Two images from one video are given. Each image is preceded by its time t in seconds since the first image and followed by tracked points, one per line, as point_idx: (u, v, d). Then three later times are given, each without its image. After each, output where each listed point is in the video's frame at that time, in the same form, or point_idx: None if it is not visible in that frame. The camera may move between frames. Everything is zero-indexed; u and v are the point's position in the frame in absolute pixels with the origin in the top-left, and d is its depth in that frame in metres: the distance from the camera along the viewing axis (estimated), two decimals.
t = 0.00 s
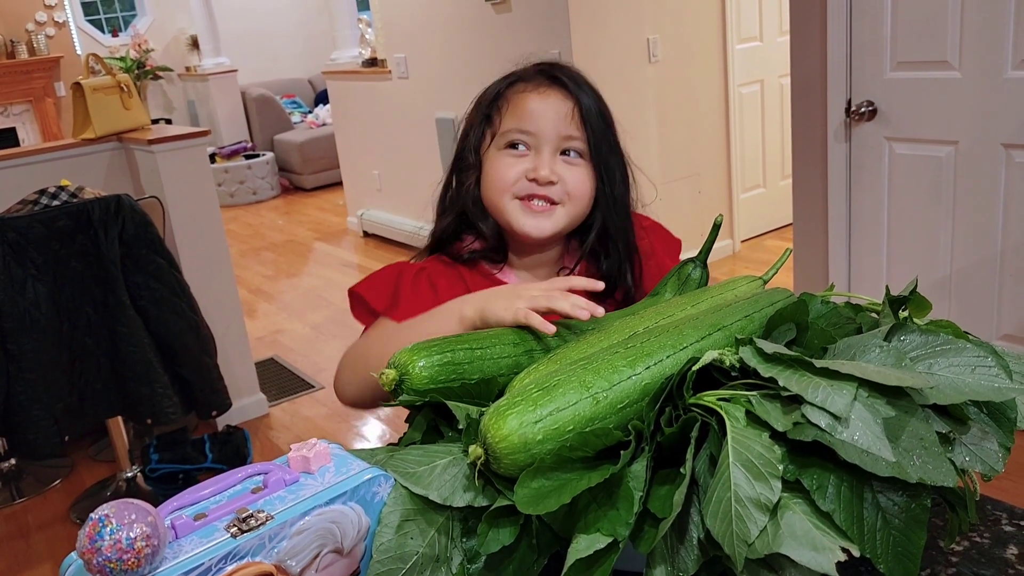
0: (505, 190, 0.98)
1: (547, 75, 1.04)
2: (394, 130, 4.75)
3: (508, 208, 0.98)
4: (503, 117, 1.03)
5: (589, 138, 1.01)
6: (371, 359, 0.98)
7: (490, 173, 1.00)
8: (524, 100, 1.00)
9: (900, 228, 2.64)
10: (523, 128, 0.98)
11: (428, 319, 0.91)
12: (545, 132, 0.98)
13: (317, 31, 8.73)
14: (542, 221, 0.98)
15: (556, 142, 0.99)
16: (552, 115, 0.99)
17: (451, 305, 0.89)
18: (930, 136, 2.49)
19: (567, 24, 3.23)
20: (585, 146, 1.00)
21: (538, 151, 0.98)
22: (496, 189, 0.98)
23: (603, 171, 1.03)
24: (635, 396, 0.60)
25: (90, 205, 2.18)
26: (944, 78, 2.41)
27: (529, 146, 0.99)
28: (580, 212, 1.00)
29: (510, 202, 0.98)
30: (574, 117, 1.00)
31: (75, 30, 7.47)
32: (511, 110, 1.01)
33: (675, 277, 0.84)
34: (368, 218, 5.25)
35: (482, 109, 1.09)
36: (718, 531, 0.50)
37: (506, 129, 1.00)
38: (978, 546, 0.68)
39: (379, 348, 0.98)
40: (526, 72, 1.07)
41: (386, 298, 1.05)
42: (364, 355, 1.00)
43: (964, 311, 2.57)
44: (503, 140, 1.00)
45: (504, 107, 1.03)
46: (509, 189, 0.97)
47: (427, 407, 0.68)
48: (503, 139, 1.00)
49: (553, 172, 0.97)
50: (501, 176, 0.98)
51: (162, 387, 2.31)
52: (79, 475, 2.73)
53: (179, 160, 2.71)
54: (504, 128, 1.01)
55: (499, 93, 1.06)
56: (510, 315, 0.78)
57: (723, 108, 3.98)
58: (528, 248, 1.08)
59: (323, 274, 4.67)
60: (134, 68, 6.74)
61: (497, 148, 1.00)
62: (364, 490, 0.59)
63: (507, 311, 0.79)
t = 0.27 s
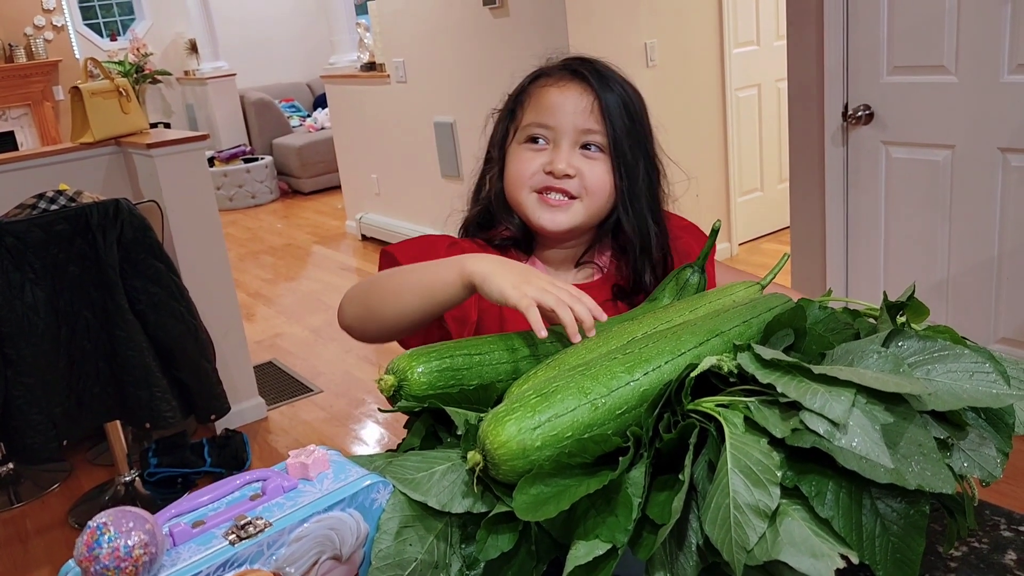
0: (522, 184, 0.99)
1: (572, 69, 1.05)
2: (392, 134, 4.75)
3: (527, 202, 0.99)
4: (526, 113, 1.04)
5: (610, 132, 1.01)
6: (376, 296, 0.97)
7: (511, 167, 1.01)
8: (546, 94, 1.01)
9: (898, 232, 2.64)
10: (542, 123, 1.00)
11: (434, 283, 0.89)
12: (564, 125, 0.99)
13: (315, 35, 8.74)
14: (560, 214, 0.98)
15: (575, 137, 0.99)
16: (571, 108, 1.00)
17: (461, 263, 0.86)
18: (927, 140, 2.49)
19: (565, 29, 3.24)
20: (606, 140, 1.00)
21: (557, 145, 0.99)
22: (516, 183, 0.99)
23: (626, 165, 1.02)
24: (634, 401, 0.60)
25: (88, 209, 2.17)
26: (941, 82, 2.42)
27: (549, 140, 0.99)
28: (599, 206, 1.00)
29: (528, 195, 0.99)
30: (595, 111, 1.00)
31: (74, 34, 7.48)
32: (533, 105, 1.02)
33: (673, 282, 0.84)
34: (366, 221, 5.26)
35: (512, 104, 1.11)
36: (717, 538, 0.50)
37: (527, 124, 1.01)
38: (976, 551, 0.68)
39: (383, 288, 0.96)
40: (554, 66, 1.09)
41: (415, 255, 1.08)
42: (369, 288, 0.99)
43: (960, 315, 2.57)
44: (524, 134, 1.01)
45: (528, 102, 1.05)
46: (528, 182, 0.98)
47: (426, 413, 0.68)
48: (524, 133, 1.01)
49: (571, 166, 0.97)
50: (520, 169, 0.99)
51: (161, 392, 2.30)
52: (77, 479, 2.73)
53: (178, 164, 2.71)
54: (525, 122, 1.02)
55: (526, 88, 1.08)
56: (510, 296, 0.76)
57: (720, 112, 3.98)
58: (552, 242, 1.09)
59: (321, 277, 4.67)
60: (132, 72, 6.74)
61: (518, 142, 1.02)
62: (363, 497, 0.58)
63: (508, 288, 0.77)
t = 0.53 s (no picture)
0: (546, 193, 0.98)
1: (603, 74, 1.03)
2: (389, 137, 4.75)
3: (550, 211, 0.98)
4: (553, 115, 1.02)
5: (637, 144, 0.99)
6: (421, 243, 0.90)
7: (535, 173, 0.99)
8: (576, 100, 0.99)
9: (895, 234, 2.65)
10: (571, 129, 0.97)
11: (490, 241, 0.83)
12: (593, 134, 0.97)
13: (312, 38, 8.74)
14: (583, 225, 0.98)
15: (603, 146, 0.98)
16: (603, 117, 0.97)
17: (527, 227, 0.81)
18: (924, 143, 2.50)
19: (563, 32, 3.25)
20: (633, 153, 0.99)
21: (584, 155, 0.97)
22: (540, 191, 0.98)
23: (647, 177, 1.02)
24: (632, 408, 0.60)
25: (85, 213, 2.17)
26: (938, 85, 2.42)
27: (576, 149, 0.98)
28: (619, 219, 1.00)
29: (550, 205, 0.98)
30: (625, 121, 0.98)
31: (70, 37, 7.48)
32: (562, 109, 1.00)
33: (671, 287, 0.84)
34: (363, 224, 5.25)
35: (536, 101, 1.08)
36: (716, 546, 0.50)
37: (555, 128, 0.99)
38: (976, 557, 0.68)
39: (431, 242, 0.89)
40: (583, 68, 1.06)
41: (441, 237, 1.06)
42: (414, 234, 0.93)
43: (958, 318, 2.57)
44: (550, 138, 0.99)
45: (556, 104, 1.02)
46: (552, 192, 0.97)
47: (423, 419, 0.68)
48: (551, 137, 0.99)
49: (597, 179, 0.96)
50: (547, 179, 0.98)
51: (158, 396, 2.30)
52: (74, 483, 2.72)
53: (175, 167, 2.71)
54: (552, 126, 0.99)
55: (552, 87, 1.05)
56: (586, 264, 0.75)
57: (718, 114, 3.98)
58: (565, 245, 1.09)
59: (319, 280, 4.66)
60: (129, 75, 6.74)
61: (544, 147, 0.99)
62: (360, 505, 0.58)
63: (583, 255, 0.76)
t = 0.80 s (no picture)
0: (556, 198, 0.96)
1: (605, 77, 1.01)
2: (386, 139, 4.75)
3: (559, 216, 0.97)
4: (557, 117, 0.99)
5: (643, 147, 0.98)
6: (464, 249, 0.84)
7: (541, 178, 0.98)
8: (580, 103, 0.97)
9: (890, 236, 2.65)
10: (578, 133, 0.95)
11: (539, 250, 0.79)
12: (601, 137, 0.95)
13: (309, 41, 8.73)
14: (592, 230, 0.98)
15: (611, 150, 0.95)
16: (611, 121, 0.95)
17: (575, 240, 0.78)
18: (918, 144, 2.50)
19: (558, 34, 3.25)
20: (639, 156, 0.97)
21: (592, 159, 0.95)
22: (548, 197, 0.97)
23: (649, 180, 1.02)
24: (627, 407, 0.60)
25: (81, 215, 2.17)
26: (933, 86, 2.43)
27: (583, 152, 0.96)
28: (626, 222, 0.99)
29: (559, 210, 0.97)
30: (631, 124, 0.97)
31: (66, 40, 7.47)
32: (566, 113, 0.98)
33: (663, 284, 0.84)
34: (360, 226, 5.25)
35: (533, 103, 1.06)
36: (711, 544, 0.50)
37: (560, 131, 0.97)
38: (971, 556, 0.68)
39: (470, 252, 0.83)
40: (582, 70, 1.04)
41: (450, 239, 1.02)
42: (455, 238, 0.87)
43: (953, 318, 2.58)
44: (556, 142, 0.97)
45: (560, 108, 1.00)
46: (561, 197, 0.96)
47: (417, 419, 0.67)
48: (557, 141, 0.97)
49: (607, 183, 0.95)
50: (554, 185, 0.96)
51: (153, 398, 2.29)
52: (69, 486, 2.71)
53: (170, 169, 2.70)
54: (557, 130, 0.97)
55: (552, 89, 1.03)
56: (633, 278, 0.74)
57: (713, 116, 3.99)
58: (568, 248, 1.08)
59: (315, 282, 4.66)
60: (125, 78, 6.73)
61: (550, 152, 0.97)
62: (354, 505, 0.57)
63: (632, 268, 0.75)
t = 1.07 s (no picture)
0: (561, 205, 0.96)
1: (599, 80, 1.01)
2: (383, 140, 4.75)
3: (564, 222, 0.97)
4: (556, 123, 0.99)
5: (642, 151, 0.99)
6: (488, 273, 0.81)
7: (543, 185, 0.98)
8: (580, 109, 0.97)
9: (887, 237, 2.65)
10: (581, 139, 0.95)
11: (568, 275, 0.79)
12: (603, 143, 0.95)
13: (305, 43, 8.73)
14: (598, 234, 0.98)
15: (613, 155, 0.96)
16: (612, 126, 0.95)
17: (603, 262, 0.80)
18: (914, 145, 2.51)
19: (556, 36, 3.25)
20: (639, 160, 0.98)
21: (595, 164, 0.95)
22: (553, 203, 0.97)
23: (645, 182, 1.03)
24: (623, 409, 0.60)
25: (78, 217, 2.16)
26: (930, 87, 2.43)
27: (586, 158, 0.96)
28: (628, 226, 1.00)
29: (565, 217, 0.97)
30: (630, 128, 0.97)
31: (63, 41, 7.46)
32: (566, 118, 0.97)
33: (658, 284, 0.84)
34: (357, 228, 5.24)
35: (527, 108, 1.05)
36: (709, 547, 0.50)
37: (561, 138, 0.97)
38: (967, 557, 0.68)
39: (497, 272, 0.81)
40: (576, 73, 1.03)
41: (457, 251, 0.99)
42: (477, 262, 0.83)
43: (950, 319, 2.58)
44: (558, 149, 0.97)
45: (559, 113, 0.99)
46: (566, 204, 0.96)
47: (414, 421, 0.67)
48: (558, 148, 0.97)
49: (611, 188, 0.95)
50: (557, 191, 0.96)
51: (150, 400, 2.29)
52: (66, 488, 2.70)
53: (167, 171, 2.70)
54: (558, 136, 0.97)
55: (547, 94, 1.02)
56: (665, 290, 0.76)
57: (710, 117, 3.99)
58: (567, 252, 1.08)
59: (313, 284, 4.65)
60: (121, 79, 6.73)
61: (552, 158, 0.97)
62: (350, 508, 0.57)
63: (664, 283, 0.77)
